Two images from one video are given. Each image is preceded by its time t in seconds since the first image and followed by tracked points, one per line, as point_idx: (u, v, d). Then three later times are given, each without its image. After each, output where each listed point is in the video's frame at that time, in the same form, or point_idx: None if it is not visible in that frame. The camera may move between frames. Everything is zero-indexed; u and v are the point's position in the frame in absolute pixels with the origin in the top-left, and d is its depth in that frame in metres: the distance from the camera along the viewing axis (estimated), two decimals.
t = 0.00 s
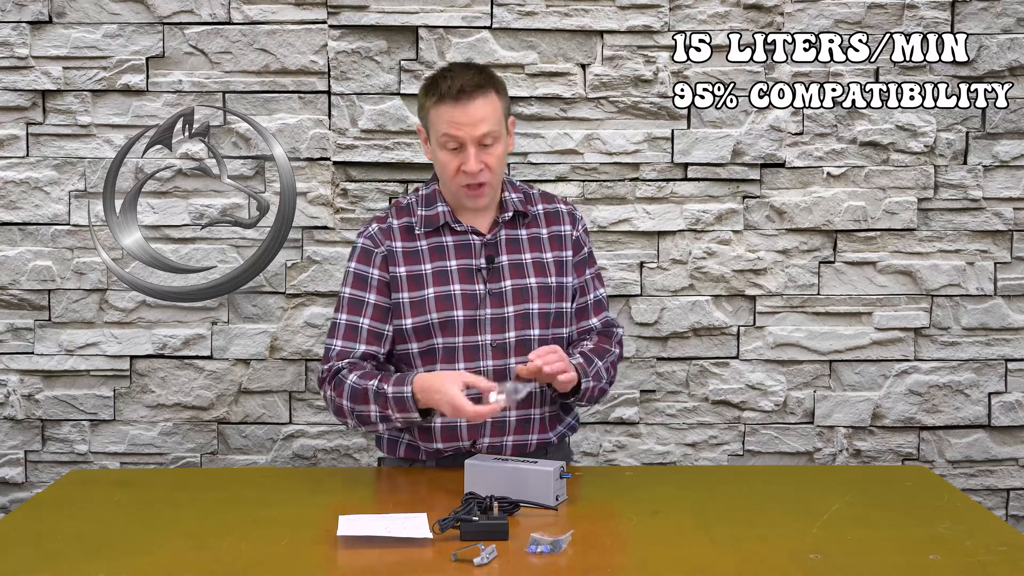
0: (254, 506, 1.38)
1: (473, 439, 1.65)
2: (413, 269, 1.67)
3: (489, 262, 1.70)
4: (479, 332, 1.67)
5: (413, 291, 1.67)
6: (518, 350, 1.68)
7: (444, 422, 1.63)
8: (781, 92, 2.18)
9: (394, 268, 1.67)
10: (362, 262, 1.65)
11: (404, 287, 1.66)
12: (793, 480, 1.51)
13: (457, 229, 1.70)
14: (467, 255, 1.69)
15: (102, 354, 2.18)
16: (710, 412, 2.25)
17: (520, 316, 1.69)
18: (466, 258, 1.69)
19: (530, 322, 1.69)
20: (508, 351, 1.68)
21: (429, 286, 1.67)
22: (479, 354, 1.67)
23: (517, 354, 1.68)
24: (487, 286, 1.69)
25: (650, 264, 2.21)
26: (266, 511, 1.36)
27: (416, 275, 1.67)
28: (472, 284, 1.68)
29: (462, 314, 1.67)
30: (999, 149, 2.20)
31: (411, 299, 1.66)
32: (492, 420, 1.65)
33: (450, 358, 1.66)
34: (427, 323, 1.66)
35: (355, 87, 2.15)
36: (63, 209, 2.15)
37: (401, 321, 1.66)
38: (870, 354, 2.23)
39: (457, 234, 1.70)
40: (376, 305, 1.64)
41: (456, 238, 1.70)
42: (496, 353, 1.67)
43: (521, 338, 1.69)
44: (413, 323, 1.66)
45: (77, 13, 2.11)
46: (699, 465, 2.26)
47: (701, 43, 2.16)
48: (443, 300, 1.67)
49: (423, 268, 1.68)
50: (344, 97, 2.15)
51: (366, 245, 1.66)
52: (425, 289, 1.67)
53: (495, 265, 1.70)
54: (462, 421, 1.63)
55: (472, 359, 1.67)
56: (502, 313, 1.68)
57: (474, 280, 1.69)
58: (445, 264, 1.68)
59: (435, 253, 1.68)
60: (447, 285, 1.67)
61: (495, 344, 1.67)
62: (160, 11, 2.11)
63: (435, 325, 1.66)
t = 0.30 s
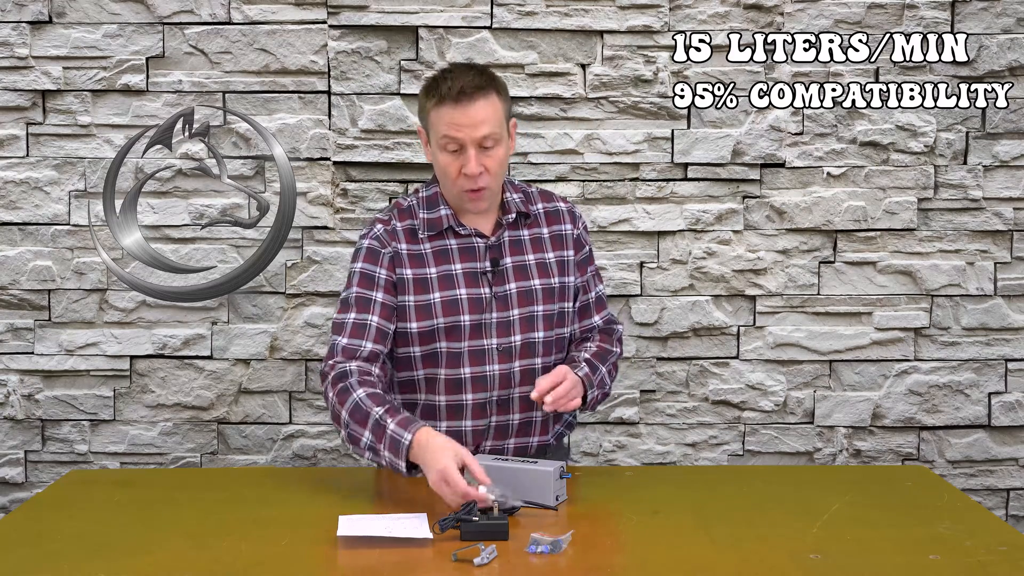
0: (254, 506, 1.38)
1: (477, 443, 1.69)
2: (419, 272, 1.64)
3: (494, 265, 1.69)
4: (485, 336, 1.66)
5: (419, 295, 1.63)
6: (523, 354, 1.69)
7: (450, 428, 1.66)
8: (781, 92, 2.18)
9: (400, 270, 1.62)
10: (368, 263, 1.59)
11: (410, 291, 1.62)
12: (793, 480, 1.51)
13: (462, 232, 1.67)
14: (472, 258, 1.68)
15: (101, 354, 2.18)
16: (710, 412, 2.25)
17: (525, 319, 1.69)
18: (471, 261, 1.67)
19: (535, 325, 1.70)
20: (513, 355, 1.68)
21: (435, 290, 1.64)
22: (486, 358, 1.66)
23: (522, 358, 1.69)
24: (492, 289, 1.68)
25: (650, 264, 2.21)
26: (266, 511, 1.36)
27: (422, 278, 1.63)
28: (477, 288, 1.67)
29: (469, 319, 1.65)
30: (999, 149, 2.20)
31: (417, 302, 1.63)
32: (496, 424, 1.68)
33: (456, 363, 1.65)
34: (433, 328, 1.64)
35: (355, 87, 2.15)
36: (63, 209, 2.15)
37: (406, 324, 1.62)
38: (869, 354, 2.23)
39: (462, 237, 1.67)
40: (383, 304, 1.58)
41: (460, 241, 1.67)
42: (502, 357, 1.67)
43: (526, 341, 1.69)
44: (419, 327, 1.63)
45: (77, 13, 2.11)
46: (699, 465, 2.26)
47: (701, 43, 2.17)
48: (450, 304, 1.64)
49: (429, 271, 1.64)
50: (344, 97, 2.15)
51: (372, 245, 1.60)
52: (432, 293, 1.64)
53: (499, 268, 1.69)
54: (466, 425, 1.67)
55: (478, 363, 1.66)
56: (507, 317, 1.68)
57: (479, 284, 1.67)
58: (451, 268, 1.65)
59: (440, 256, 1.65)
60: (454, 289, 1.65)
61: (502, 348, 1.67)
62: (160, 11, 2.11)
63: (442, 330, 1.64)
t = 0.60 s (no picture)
0: (254, 506, 1.38)
1: (479, 450, 1.70)
2: (421, 284, 1.62)
3: (497, 273, 1.68)
4: (488, 346, 1.66)
5: (421, 307, 1.62)
6: (526, 362, 1.69)
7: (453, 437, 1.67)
8: (781, 92, 2.18)
9: (402, 282, 1.61)
10: (367, 275, 1.56)
11: (411, 303, 1.62)
12: (793, 480, 1.51)
13: (464, 241, 1.65)
14: (475, 267, 1.66)
15: (101, 354, 2.18)
16: (710, 412, 2.25)
17: (528, 327, 1.69)
18: (474, 270, 1.66)
19: (537, 333, 1.70)
20: (516, 363, 1.68)
21: (438, 302, 1.63)
22: (489, 367, 1.66)
23: (525, 366, 1.69)
24: (496, 298, 1.67)
25: (650, 264, 2.21)
26: (266, 511, 1.36)
27: (424, 290, 1.62)
28: (480, 298, 1.66)
29: (472, 330, 1.65)
30: (999, 149, 2.20)
31: (419, 314, 1.62)
32: (500, 432, 1.70)
33: (459, 374, 1.65)
34: (435, 339, 1.64)
35: (355, 87, 2.15)
36: (63, 209, 2.15)
37: (409, 336, 1.63)
38: (869, 354, 2.23)
39: (464, 246, 1.66)
40: (378, 319, 1.56)
41: (463, 250, 1.66)
42: (505, 366, 1.67)
43: (529, 349, 1.69)
44: (421, 339, 1.63)
45: (77, 13, 2.11)
46: (699, 465, 2.26)
47: (701, 43, 2.16)
48: (453, 316, 1.64)
49: (431, 282, 1.63)
50: (344, 97, 2.15)
51: (373, 257, 1.58)
52: (434, 305, 1.63)
53: (502, 276, 1.69)
54: (469, 433, 1.68)
55: (481, 373, 1.66)
56: (510, 326, 1.68)
57: (483, 294, 1.66)
58: (454, 278, 1.64)
59: (442, 266, 1.64)
60: (457, 301, 1.64)
61: (505, 357, 1.67)
62: (160, 11, 2.12)
63: (444, 341, 1.64)
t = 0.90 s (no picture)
0: (253, 506, 1.38)
1: (480, 450, 1.71)
2: (427, 282, 1.61)
3: (498, 273, 1.68)
4: (490, 346, 1.66)
5: (427, 306, 1.61)
6: (527, 360, 1.70)
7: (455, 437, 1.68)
8: (781, 92, 2.18)
9: (410, 280, 1.59)
10: (381, 268, 1.53)
11: (419, 301, 1.60)
12: (793, 480, 1.51)
13: (466, 241, 1.64)
14: (477, 267, 1.65)
15: (102, 354, 2.18)
16: (710, 412, 2.25)
17: (528, 326, 1.70)
18: (475, 270, 1.65)
19: (537, 332, 1.71)
20: (517, 362, 1.69)
21: (443, 302, 1.62)
22: (491, 367, 1.66)
23: (526, 365, 1.70)
24: (497, 298, 1.67)
25: (650, 264, 2.21)
26: (265, 511, 1.36)
27: (430, 290, 1.61)
28: (483, 298, 1.65)
29: (476, 330, 1.64)
30: (999, 149, 2.20)
31: (426, 313, 1.61)
32: (501, 431, 1.71)
33: (461, 374, 1.65)
34: (440, 339, 1.62)
35: (355, 87, 2.15)
36: (63, 209, 2.15)
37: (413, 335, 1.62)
38: (869, 354, 2.23)
39: (466, 246, 1.65)
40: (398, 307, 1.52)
41: (464, 250, 1.65)
42: (507, 365, 1.67)
43: (530, 348, 1.70)
44: (427, 338, 1.62)
45: (77, 13, 2.11)
46: (699, 465, 2.26)
47: (701, 43, 2.16)
48: (458, 316, 1.63)
49: (437, 281, 1.62)
50: (344, 97, 2.15)
51: (383, 254, 1.54)
52: (440, 305, 1.61)
53: (503, 276, 1.68)
54: (470, 433, 1.68)
55: (483, 373, 1.66)
56: (511, 325, 1.68)
57: (484, 293, 1.66)
58: (457, 279, 1.63)
59: (446, 266, 1.63)
60: (461, 301, 1.63)
61: (507, 356, 1.67)
62: (160, 11, 2.11)
63: (449, 342, 1.63)
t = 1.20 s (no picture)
0: (253, 506, 1.38)
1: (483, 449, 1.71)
2: (431, 280, 1.61)
3: (499, 271, 1.68)
4: (491, 344, 1.66)
5: (431, 305, 1.61)
6: (528, 358, 1.70)
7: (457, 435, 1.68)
8: (781, 92, 2.18)
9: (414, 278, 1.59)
10: (388, 264, 1.53)
11: (424, 299, 1.60)
12: (792, 480, 1.51)
13: (467, 240, 1.64)
14: (478, 265, 1.66)
15: (101, 354, 2.18)
16: (710, 412, 2.25)
17: (529, 324, 1.70)
18: (476, 268, 1.65)
19: (538, 330, 1.71)
20: (519, 360, 1.69)
21: (445, 301, 1.62)
22: (493, 365, 1.66)
23: (527, 362, 1.70)
24: (497, 296, 1.66)
25: (650, 264, 2.21)
26: (266, 511, 1.36)
27: (433, 288, 1.61)
28: (484, 296, 1.65)
29: (478, 328, 1.65)
30: (999, 149, 2.20)
31: (430, 312, 1.61)
32: (503, 430, 1.71)
33: (464, 373, 1.65)
34: (443, 337, 1.63)
35: (355, 87, 2.15)
36: (63, 209, 2.15)
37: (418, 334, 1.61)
38: (869, 354, 2.23)
39: (467, 245, 1.65)
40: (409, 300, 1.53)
41: (465, 249, 1.65)
42: (509, 363, 1.67)
43: (531, 346, 1.70)
44: (431, 336, 1.62)
45: (77, 13, 2.11)
46: (699, 465, 2.26)
47: (701, 43, 2.17)
48: (461, 314, 1.63)
49: (440, 279, 1.62)
50: (344, 97, 2.15)
51: (388, 253, 1.54)
52: (442, 303, 1.62)
53: (503, 274, 1.68)
54: (473, 431, 1.68)
55: (485, 371, 1.66)
56: (512, 323, 1.68)
57: (485, 292, 1.66)
58: (458, 277, 1.63)
59: (448, 264, 1.63)
60: (463, 299, 1.63)
61: (508, 355, 1.67)
62: (160, 11, 2.11)
63: (452, 340, 1.63)
